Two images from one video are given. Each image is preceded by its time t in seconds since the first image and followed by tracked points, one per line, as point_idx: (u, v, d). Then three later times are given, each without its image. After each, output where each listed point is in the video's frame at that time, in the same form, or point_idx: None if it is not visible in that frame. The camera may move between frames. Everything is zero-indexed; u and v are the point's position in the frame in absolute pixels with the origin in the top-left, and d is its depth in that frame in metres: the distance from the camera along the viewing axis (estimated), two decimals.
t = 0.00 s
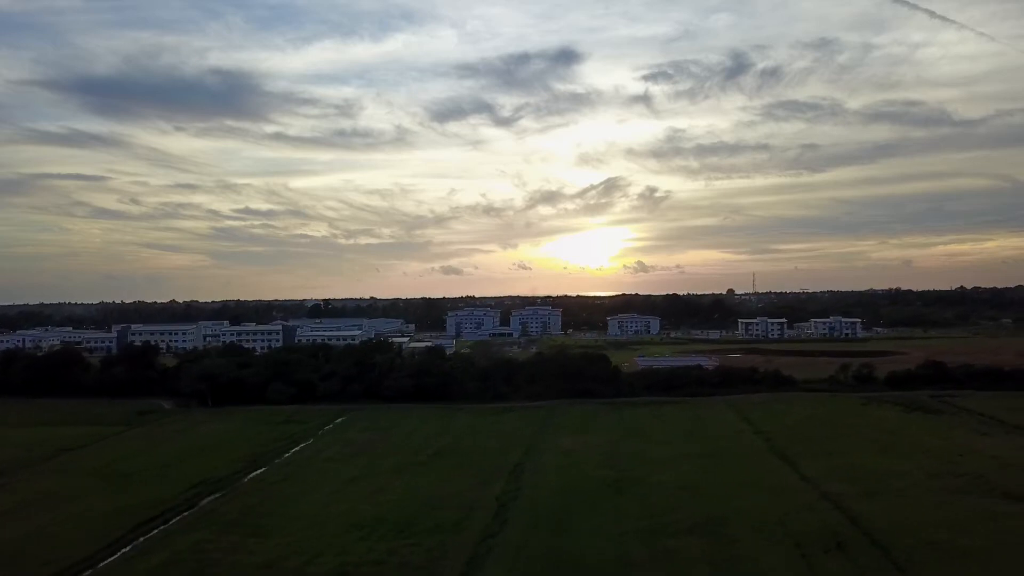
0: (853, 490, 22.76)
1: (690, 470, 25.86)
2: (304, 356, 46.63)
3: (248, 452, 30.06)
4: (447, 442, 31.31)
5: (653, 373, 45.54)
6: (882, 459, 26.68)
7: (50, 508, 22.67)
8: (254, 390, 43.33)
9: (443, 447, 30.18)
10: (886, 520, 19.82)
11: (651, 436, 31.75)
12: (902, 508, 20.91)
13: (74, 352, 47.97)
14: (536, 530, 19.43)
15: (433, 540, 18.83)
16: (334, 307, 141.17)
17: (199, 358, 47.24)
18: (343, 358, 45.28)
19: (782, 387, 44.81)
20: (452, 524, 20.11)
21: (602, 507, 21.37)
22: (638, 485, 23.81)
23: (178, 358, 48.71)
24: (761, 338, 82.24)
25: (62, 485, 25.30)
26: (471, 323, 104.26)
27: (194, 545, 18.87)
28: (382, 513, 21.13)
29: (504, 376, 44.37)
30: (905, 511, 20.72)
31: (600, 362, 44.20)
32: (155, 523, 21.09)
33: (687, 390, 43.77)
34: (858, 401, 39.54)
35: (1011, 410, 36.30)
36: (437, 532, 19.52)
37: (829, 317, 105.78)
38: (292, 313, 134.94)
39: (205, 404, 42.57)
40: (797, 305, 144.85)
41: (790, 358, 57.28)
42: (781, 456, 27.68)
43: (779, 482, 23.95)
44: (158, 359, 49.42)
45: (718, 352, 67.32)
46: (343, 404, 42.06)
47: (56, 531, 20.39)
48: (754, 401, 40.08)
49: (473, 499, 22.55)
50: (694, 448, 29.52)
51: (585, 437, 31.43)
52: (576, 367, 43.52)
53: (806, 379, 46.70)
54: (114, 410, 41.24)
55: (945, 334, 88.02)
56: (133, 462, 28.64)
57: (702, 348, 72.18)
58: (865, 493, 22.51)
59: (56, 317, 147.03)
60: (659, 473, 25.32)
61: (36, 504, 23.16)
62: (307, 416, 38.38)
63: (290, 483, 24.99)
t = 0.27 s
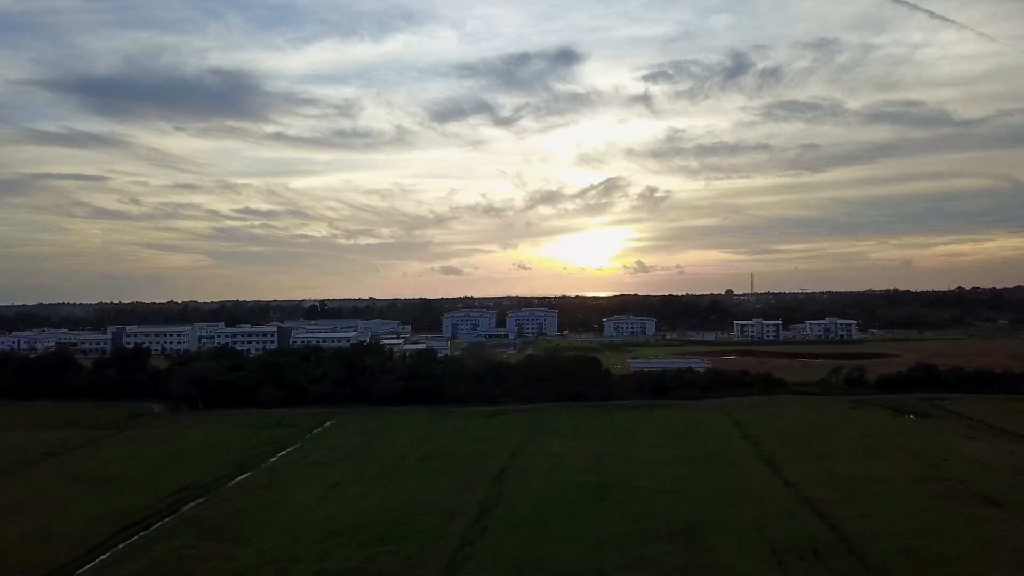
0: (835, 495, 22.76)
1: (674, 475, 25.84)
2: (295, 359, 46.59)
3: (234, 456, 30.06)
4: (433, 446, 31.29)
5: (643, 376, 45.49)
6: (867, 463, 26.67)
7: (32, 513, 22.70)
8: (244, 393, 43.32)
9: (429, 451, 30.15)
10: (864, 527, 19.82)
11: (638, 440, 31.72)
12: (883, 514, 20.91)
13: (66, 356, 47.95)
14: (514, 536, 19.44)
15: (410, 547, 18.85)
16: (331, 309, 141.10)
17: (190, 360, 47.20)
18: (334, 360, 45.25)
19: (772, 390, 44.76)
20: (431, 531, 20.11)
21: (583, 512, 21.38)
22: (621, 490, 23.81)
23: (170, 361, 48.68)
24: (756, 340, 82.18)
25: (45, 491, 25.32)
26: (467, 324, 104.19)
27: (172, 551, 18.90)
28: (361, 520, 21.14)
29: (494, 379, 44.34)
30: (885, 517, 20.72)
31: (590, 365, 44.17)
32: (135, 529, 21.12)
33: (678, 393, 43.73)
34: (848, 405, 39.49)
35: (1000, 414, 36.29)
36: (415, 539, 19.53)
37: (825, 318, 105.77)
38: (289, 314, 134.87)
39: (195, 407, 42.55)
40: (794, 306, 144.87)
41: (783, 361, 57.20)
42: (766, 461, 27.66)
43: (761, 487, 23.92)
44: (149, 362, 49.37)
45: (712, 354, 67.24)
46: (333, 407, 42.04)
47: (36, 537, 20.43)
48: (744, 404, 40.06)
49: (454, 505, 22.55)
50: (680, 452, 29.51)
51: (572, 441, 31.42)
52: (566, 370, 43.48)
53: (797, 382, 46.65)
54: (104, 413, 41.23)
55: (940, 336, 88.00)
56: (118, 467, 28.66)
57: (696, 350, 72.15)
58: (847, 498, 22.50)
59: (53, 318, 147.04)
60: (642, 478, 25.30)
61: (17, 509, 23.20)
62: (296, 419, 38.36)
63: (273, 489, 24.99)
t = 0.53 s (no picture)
0: (813, 501, 22.78)
1: (655, 480, 25.81)
2: (284, 362, 46.56)
3: (218, 461, 30.05)
4: (418, 451, 31.27)
5: (632, 380, 45.46)
6: (849, 469, 26.68)
7: (12, 519, 22.71)
8: (232, 397, 43.26)
9: (412, 456, 30.13)
10: (840, 534, 19.84)
11: (623, 445, 31.68)
12: (859, 522, 20.93)
13: (55, 359, 47.91)
14: (490, 544, 19.44)
15: (385, 555, 18.85)
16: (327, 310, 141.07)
17: (180, 364, 47.16)
18: (323, 364, 45.23)
19: (761, 394, 44.73)
20: (407, 538, 20.11)
21: (560, 518, 21.40)
22: (600, 495, 23.83)
23: (159, 364, 48.64)
24: (750, 342, 82.14)
25: (25, 496, 25.33)
26: (462, 326, 104.06)
27: (147, 558, 18.93)
28: (339, 526, 21.14)
29: (483, 382, 44.31)
30: (861, 524, 20.73)
31: (579, 369, 44.13)
32: (111, 535, 21.15)
33: (666, 397, 43.72)
34: (836, 408, 39.45)
35: (988, 418, 36.25)
36: (391, 546, 19.53)
37: (821, 321, 105.65)
38: (285, 316, 134.67)
39: (184, 411, 42.53)
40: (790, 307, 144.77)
41: (774, 363, 57.18)
42: (749, 467, 27.60)
43: (742, 494, 23.88)
44: (139, 365, 49.35)
45: (704, 357, 67.14)
46: (321, 410, 42.03)
47: (13, 543, 20.46)
48: (732, 408, 40.04)
49: (433, 512, 22.52)
50: (664, 456, 29.47)
51: (556, 446, 31.39)
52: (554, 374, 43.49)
53: (786, 385, 46.62)
54: (92, 417, 41.21)
55: (935, 338, 87.91)
56: (102, 472, 28.69)
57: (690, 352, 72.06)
58: (827, 505, 22.47)
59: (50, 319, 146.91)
60: (623, 483, 25.26)
61: None
62: (283, 423, 38.33)
63: (254, 496, 24.99)
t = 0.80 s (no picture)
0: (797, 506, 22.76)
1: (640, 484, 25.82)
2: (276, 365, 46.54)
3: (204, 465, 30.07)
4: (405, 455, 31.27)
5: (623, 382, 45.45)
6: (835, 473, 26.65)
7: None
8: (223, 401, 43.24)
9: (399, 461, 30.13)
10: (820, 541, 19.83)
11: (610, 448, 31.67)
12: (840, 527, 20.92)
13: (47, 361, 47.89)
14: (469, 550, 19.47)
15: (364, 562, 18.90)
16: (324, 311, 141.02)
17: (172, 366, 47.14)
18: (314, 367, 45.19)
19: (753, 397, 44.72)
20: (387, 544, 20.15)
21: (542, 524, 21.39)
22: (584, 499, 23.83)
23: (152, 367, 48.62)
24: (746, 344, 82.09)
25: (9, 501, 25.37)
26: (458, 327, 103.99)
27: (125, 567, 18.95)
28: (320, 532, 21.17)
29: (474, 385, 44.30)
30: (842, 530, 20.72)
31: (570, 372, 44.11)
32: (92, 543, 21.18)
33: (657, 400, 43.72)
34: (827, 412, 39.43)
35: (977, 422, 36.25)
36: (370, 552, 19.57)
37: (817, 321, 105.62)
38: (282, 317, 134.59)
39: (175, 414, 42.53)
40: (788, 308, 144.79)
41: (768, 366, 57.12)
42: (735, 471, 27.59)
43: (725, 499, 23.90)
44: (131, 367, 49.30)
45: (699, 359, 67.07)
46: (312, 414, 41.99)
47: None
48: (722, 411, 40.04)
49: (415, 517, 22.54)
50: (650, 460, 29.47)
51: (544, 449, 31.39)
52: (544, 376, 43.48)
53: (778, 388, 46.61)
54: (82, 421, 41.21)
55: (930, 340, 87.89)
56: (88, 477, 28.72)
57: (684, 354, 72.01)
58: (809, 510, 22.49)
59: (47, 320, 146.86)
60: (607, 487, 25.27)
61: None
62: (273, 426, 38.35)
63: (238, 501, 25.01)
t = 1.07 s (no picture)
0: (778, 513, 22.78)
1: (624, 490, 25.83)
2: (267, 368, 46.52)
3: (190, 469, 30.09)
4: (391, 460, 31.28)
5: (614, 385, 45.44)
6: (819, 478, 26.67)
7: None
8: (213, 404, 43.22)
9: (385, 466, 30.13)
10: (798, 547, 19.87)
11: (597, 453, 31.66)
12: (821, 534, 20.94)
13: (39, 364, 47.86)
14: (447, 556, 19.51)
15: (342, 568, 18.95)
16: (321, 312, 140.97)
17: (163, 369, 47.11)
18: (305, 370, 45.18)
19: (744, 400, 44.70)
20: (366, 550, 20.18)
21: (523, 530, 21.42)
22: (566, 506, 23.85)
23: (143, 369, 48.59)
24: (741, 346, 82.02)
25: None
26: (454, 329, 103.94)
27: (103, 574, 18.98)
28: (300, 539, 21.20)
29: (464, 388, 44.30)
30: (821, 536, 20.75)
31: (561, 374, 44.10)
32: (71, 550, 21.20)
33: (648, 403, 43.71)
34: (816, 415, 39.42)
35: (965, 425, 36.24)
36: (349, 558, 19.62)
37: (812, 322, 105.59)
38: (279, 318, 134.54)
39: (165, 417, 42.51)
40: (785, 309, 144.66)
41: (761, 368, 57.06)
42: (719, 476, 27.60)
43: (708, 504, 23.92)
44: (123, 370, 49.28)
45: (693, 361, 66.98)
46: (302, 416, 42.00)
47: None
48: (712, 414, 40.06)
49: (396, 523, 22.56)
50: (636, 465, 29.47)
51: (530, 454, 31.39)
52: (535, 379, 43.47)
53: (769, 390, 46.60)
54: (72, 424, 41.21)
55: (925, 341, 87.86)
56: (74, 481, 28.74)
57: (679, 356, 71.98)
58: (790, 516, 22.51)
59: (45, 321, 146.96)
60: (591, 493, 25.29)
61: None
62: (262, 430, 38.36)
63: (221, 506, 25.05)
